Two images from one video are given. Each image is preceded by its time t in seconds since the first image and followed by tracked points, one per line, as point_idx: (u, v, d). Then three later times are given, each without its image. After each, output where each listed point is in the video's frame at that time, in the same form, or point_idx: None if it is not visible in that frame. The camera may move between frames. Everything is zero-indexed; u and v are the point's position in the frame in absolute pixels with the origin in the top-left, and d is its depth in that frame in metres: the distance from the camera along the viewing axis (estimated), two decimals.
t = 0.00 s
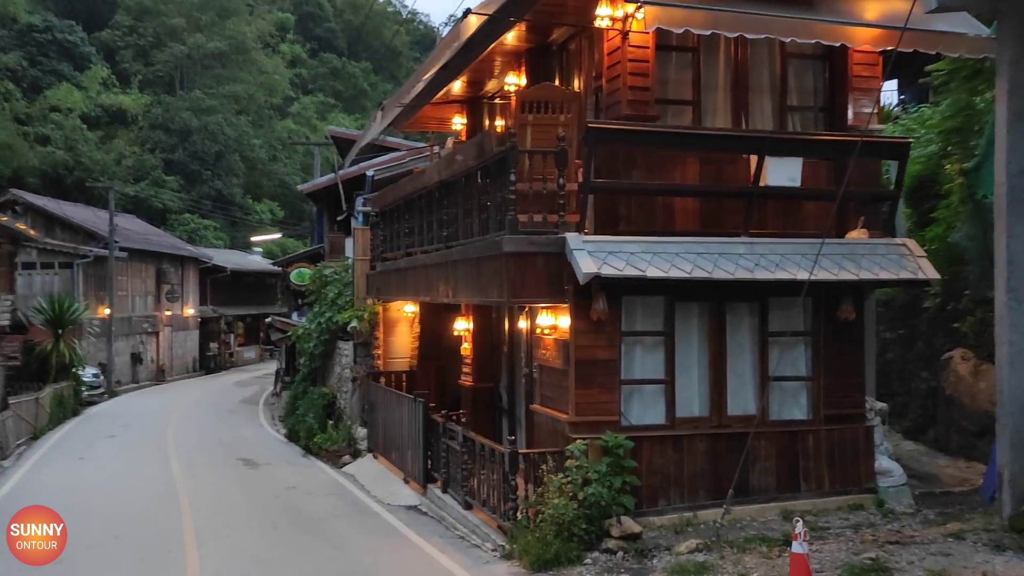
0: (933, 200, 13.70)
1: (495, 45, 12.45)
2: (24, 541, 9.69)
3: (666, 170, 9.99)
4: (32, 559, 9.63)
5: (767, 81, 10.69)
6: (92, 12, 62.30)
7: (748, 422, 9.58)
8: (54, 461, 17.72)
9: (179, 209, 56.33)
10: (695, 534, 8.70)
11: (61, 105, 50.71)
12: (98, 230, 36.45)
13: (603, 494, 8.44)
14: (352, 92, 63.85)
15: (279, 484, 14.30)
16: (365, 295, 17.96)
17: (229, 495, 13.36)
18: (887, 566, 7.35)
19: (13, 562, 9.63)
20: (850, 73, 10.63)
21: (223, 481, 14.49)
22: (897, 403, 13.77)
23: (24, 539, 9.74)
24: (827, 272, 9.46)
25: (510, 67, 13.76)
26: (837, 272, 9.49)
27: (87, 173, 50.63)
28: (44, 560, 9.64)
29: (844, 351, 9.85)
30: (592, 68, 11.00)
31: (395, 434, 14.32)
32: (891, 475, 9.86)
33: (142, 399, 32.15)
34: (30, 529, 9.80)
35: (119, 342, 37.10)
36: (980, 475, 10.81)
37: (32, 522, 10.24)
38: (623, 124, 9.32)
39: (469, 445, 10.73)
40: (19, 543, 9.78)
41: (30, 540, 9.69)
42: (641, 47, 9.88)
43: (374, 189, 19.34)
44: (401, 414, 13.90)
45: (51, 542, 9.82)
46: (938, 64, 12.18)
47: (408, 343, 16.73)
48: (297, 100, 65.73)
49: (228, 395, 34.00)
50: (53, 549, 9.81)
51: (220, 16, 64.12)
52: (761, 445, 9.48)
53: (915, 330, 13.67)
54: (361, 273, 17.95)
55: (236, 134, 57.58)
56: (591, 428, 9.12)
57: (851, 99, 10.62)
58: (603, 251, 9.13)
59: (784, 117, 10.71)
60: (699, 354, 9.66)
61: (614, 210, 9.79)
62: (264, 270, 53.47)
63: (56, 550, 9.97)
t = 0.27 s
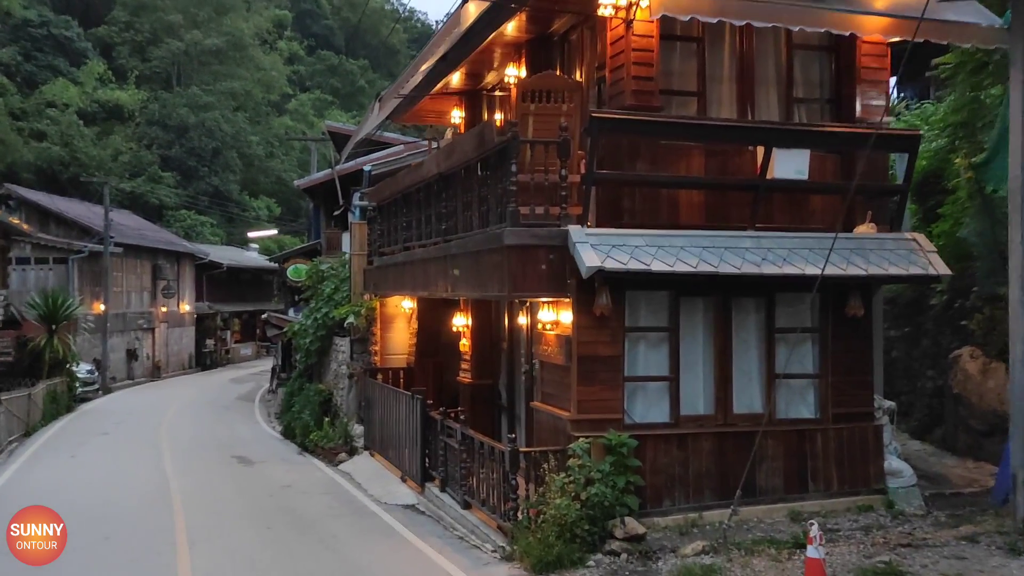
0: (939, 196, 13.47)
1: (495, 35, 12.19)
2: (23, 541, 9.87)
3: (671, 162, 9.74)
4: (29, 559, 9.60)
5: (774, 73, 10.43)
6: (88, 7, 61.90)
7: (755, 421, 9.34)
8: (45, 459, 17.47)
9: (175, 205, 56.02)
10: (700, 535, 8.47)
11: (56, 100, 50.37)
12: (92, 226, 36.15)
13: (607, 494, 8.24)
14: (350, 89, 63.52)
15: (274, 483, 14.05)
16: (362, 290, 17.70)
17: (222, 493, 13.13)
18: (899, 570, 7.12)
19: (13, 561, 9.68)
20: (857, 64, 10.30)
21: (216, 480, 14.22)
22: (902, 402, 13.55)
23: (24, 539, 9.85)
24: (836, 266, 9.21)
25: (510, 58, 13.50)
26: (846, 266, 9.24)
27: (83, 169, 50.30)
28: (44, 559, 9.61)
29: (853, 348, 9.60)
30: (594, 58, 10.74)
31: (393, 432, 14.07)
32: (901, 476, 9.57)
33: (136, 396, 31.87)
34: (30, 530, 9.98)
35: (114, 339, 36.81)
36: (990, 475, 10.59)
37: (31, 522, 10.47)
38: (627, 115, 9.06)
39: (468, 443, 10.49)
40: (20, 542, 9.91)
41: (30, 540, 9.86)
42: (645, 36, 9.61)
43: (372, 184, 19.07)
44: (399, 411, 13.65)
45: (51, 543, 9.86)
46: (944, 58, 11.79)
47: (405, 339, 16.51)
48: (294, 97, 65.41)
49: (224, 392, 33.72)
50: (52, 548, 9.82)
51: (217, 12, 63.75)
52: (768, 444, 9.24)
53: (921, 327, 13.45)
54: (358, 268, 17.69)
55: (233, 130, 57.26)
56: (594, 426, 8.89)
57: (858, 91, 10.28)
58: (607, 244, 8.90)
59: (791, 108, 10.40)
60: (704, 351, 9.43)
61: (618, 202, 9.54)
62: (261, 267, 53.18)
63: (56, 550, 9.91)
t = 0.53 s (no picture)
0: (945, 196, 13.27)
1: (494, 29, 11.95)
2: (24, 541, 9.71)
3: (674, 158, 9.51)
4: (28, 559, 9.42)
5: (780, 69, 10.19)
6: (84, 2, 61.52)
7: (759, 424, 9.11)
8: (35, 458, 17.20)
9: (170, 201, 55.68)
10: (703, 542, 8.24)
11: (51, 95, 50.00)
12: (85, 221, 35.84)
13: (608, 499, 8.00)
14: (347, 86, 63.22)
15: (267, 483, 13.80)
16: (357, 288, 17.44)
17: (215, 494, 12.88)
18: None
19: (13, 561, 9.52)
20: (866, 60, 10.06)
21: (208, 480, 13.96)
22: (906, 405, 13.34)
23: (24, 539, 9.72)
24: (843, 266, 8.97)
25: (510, 53, 13.25)
26: (854, 266, 9.00)
27: (77, 165, 49.94)
28: (44, 560, 9.43)
29: (860, 350, 9.37)
30: (597, 52, 10.49)
31: (387, 432, 13.82)
32: (908, 481, 9.39)
33: (129, 393, 31.56)
34: (32, 529, 9.84)
35: (107, 335, 36.48)
36: (997, 480, 10.38)
37: (32, 522, 10.35)
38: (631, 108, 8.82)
39: (465, 445, 10.24)
40: (20, 542, 9.79)
41: (30, 540, 9.72)
42: (649, 29, 9.37)
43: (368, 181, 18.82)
44: (394, 411, 13.41)
45: (52, 543, 9.70)
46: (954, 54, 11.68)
47: (401, 338, 16.23)
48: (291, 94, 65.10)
49: (218, 390, 33.43)
50: (53, 548, 9.65)
51: (213, 7, 63.42)
52: (773, 448, 9.02)
53: (926, 329, 13.24)
54: (353, 266, 17.44)
55: (229, 126, 56.94)
56: (595, 429, 8.65)
57: (867, 88, 10.04)
58: (609, 242, 8.65)
59: (798, 104, 10.19)
60: (708, 352, 9.19)
61: (620, 199, 9.30)
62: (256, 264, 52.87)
63: (57, 550, 9.72)
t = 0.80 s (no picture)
0: (955, 191, 12.97)
1: (495, 14, 11.62)
2: (25, 542, 9.32)
3: (681, 147, 9.20)
4: (30, 560, 9.03)
5: (790, 57, 9.88)
6: None
7: (766, 423, 8.80)
8: (21, 452, 16.83)
9: (165, 194, 55.27)
10: (709, 544, 7.93)
11: (45, 86, 49.55)
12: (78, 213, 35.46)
13: (610, 499, 7.68)
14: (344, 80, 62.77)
15: (258, 480, 13.46)
16: (352, 281, 17.12)
17: (205, 491, 12.54)
18: None
19: (12, 562, 9.14)
20: (880, 48, 9.81)
21: (198, 477, 13.63)
22: (913, 404, 13.07)
23: (24, 539, 9.33)
24: (854, 259, 8.66)
25: (511, 40, 12.91)
26: (865, 260, 8.69)
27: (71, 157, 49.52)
28: (47, 561, 9.04)
29: (871, 347, 9.07)
30: (601, 38, 10.17)
31: (382, 429, 13.50)
32: (920, 482, 9.13)
33: (121, 387, 31.19)
34: (33, 532, 9.42)
35: (99, 329, 36.12)
36: (1009, 482, 10.10)
37: (33, 521, 10.00)
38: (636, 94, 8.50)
39: (462, 442, 9.92)
40: (20, 543, 9.39)
41: (29, 540, 9.36)
42: (657, 13, 9.05)
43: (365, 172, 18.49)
44: (389, 407, 13.09)
45: (54, 545, 9.31)
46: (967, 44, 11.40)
47: (397, 332, 15.86)
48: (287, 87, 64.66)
49: (210, 385, 33.06)
50: (55, 549, 9.25)
51: None
52: (781, 448, 8.72)
53: (934, 327, 12.97)
54: (349, 258, 17.11)
55: (225, 120, 56.52)
56: (597, 427, 8.34)
57: (880, 77, 9.79)
58: (612, 233, 8.34)
59: (808, 93, 9.88)
60: (714, 348, 8.88)
61: (624, 189, 8.98)
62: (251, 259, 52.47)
63: (57, 550, 9.35)
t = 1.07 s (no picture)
0: (967, 193, 12.76)
1: (499, 9, 11.39)
2: (25, 542, 9.24)
3: (689, 144, 8.96)
4: (30, 560, 8.89)
5: (801, 54, 9.65)
6: None
7: (776, 428, 8.57)
8: (15, 450, 16.59)
9: (165, 191, 55.01)
10: (718, 553, 7.71)
11: (45, 81, 49.30)
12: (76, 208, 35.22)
13: (617, 506, 7.44)
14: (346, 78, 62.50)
15: (255, 481, 13.25)
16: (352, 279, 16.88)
17: (201, 491, 12.33)
18: None
19: (12, 562, 9.02)
20: (893, 44, 9.49)
21: (194, 477, 13.40)
22: (923, 409, 12.86)
23: (24, 539, 9.27)
24: (868, 260, 8.42)
25: (515, 35, 12.66)
26: (879, 261, 8.45)
27: (70, 152, 49.27)
28: (48, 560, 8.93)
29: (884, 351, 8.83)
30: (607, 32, 9.93)
31: (381, 430, 13.27)
32: (934, 490, 8.94)
33: (118, 384, 30.95)
34: (35, 530, 9.39)
35: (97, 325, 35.89)
36: None
37: (33, 521, 9.93)
38: (644, 89, 8.26)
39: (463, 445, 9.69)
40: (19, 542, 9.34)
41: (30, 540, 9.28)
42: (665, 7, 8.83)
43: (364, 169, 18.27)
44: (388, 408, 12.86)
45: (54, 543, 9.21)
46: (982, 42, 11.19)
47: (396, 332, 15.63)
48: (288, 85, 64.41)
49: (208, 383, 32.82)
50: (56, 548, 9.16)
51: None
52: (792, 454, 8.50)
53: (945, 331, 12.77)
54: (348, 256, 16.87)
55: (226, 117, 56.29)
56: (602, 431, 8.10)
57: (893, 74, 9.48)
58: (620, 232, 8.11)
59: (820, 90, 9.64)
60: (722, 351, 8.65)
61: (632, 187, 8.74)
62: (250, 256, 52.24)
63: (58, 550, 9.23)
